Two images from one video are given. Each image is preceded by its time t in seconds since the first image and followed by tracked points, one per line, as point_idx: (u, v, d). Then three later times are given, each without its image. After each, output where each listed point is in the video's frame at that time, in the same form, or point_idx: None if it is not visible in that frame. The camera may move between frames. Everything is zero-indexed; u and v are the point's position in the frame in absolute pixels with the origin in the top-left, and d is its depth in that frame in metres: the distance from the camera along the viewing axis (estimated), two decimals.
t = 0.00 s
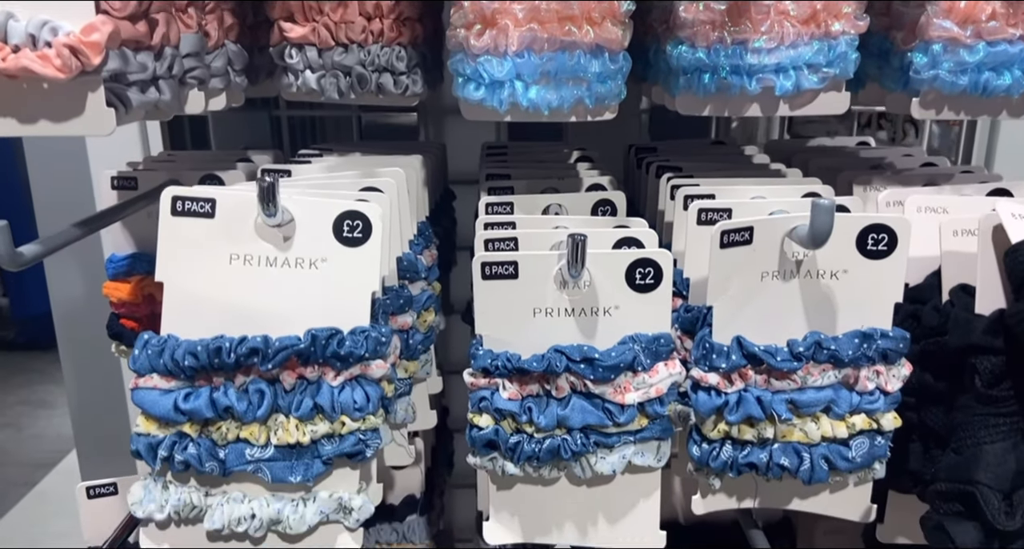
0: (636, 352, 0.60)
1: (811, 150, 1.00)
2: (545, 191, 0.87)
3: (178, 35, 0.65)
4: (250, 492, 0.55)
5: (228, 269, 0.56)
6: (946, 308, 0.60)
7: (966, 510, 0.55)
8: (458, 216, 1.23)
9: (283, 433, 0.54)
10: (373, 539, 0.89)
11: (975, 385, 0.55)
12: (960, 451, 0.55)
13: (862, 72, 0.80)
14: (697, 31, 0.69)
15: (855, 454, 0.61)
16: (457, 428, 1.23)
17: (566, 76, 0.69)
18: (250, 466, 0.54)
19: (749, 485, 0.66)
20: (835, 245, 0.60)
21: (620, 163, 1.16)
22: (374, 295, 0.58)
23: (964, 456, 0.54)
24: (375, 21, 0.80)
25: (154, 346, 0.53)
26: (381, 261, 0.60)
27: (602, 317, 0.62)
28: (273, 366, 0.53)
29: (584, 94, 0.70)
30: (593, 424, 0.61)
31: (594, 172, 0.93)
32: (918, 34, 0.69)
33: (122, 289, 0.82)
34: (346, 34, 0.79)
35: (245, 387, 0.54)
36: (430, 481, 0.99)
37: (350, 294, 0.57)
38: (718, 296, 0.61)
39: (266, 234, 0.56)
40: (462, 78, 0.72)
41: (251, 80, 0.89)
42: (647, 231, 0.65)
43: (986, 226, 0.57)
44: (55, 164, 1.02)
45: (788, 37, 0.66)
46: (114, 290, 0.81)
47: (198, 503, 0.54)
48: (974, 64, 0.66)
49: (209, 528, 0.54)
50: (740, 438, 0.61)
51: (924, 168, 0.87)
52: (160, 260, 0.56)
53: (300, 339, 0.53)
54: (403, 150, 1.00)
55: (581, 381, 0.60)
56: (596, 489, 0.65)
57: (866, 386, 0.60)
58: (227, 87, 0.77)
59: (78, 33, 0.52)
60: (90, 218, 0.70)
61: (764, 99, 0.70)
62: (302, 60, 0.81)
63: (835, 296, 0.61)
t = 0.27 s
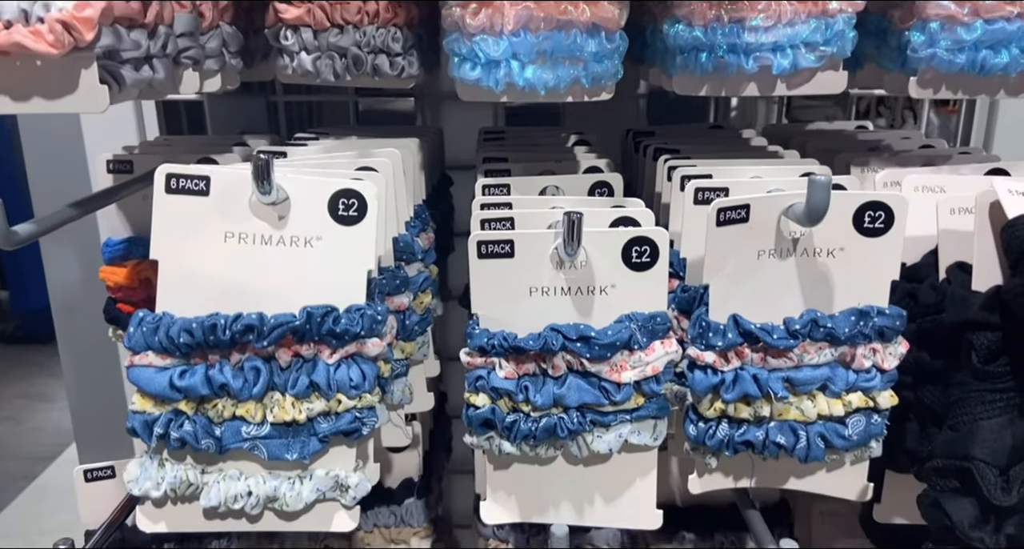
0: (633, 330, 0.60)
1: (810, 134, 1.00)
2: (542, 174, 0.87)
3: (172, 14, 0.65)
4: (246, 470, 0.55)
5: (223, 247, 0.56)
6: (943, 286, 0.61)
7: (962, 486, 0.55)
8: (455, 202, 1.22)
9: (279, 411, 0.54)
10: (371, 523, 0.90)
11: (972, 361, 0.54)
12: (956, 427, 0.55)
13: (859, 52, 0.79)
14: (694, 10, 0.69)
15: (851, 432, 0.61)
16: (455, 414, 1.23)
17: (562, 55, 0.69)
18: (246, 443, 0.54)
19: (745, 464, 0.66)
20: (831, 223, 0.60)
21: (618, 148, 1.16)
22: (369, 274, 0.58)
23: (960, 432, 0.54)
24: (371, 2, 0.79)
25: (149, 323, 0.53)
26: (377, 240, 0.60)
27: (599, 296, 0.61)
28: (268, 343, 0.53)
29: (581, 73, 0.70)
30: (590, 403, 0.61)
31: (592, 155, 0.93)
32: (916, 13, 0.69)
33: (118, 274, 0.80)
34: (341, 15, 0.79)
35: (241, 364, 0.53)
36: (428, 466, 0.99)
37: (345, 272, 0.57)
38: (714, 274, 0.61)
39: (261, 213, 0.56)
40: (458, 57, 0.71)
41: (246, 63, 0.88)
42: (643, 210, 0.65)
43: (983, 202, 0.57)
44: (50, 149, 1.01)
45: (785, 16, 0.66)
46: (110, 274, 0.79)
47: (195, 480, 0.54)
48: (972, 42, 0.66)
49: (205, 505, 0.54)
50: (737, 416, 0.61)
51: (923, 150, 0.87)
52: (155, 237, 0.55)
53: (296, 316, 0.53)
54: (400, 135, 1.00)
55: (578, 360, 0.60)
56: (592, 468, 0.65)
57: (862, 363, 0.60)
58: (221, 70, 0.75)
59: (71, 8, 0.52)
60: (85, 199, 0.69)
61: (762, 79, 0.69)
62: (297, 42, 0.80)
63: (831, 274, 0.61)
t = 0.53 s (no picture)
0: (632, 309, 0.60)
1: (811, 117, 1.00)
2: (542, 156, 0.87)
3: None
4: (247, 448, 0.55)
5: (222, 226, 0.56)
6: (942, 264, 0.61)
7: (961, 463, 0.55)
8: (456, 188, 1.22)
9: (279, 389, 0.54)
10: (373, 505, 0.90)
11: (972, 337, 0.54)
12: (955, 404, 0.55)
13: (860, 32, 0.79)
14: None
15: (851, 411, 0.61)
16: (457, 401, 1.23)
17: (562, 35, 0.68)
18: (246, 421, 0.54)
19: (745, 443, 0.66)
20: (831, 201, 0.60)
21: (618, 133, 1.15)
22: (368, 253, 0.58)
23: (959, 409, 0.54)
24: None
25: (149, 302, 0.53)
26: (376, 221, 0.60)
27: (598, 276, 0.61)
28: (268, 321, 0.53)
29: (580, 54, 0.69)
30: (589, 382, 0.61)
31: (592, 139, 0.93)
32: None
33: (119, 258, 0.81)
34: None
35: (241, 342, 0.54)
36: (430, 450, 0.99)
37: (344, 251, 0.57)
38: (714, 253, 0.61)
39: (260, 192, 0.56)
40: (456, 38, 0.70)
41: (246, 47, 0.88)
42: (642, 190, 0.65)
43: (983, 179, 0.57)
44: (50, 133, 1.01)
45: None
46: (111, 259, 0.80)
47: (195, 458, 0.54)
48: (973, 20, 0.66)
49: (206, 482, 0.54)
50: (736, 395, 0.61)
51: (925, 131, 0.86)
52: (154, 215, 0.55)
53: (295, 294, 0.53)
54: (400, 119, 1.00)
55: (577, 339, 0.61)
56: (592, 448, 0.65)
57: (862, 342, 0.60)
58: (222, 54, 0.73)
59: None
60: (85, 181, 0.69)
61: (761, 57, 0.69)
62: (297, 25, 0.79)
63: (831, 252, 0.61)
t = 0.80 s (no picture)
0: (630, 286, 0.60)
1: (813, 99, 0.99)
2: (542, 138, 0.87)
3: None
4: (247, 423, 0.56)
5: (221, 203, 0.56)
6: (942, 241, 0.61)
7: (960, 438, 0.55)
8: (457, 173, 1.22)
9: (279, 364, 0.54)
10: (374, 487, 0.90)
11: (970, 312, 0.54)
12: (954, 379, 0.55)
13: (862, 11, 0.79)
14: None
15: (849, 387, 0.61)
16: (459, 386, 1.24)
17: (561, 14, 0.68)
18: (247, 396, 0.54)
19: (743, 421, 0.66)
20: (830, 177, 0.60)
21: (619, 117, 1.15)
22: (367, 230, 0.58)
23: (958, 383, 0.54)
24: None
25: (149, 277, 0.53)
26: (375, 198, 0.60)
27: (597, 253, 0.61)
28: (267, 296, 0.53)
29: (580, 33, 0.69)
30: (588, 359, 0.61)
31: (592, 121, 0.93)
32: None
33: (121, 241, 0.81)
34: None
35: (240, 318, 0.54)
36: (431, 433, 1.00)
37: (343, 228, 0.57)
38: (713, 230, 0.61)
39: (259, 169, 0.56)
40: (455, 17, 0.70)
41: (245, 30, 0.88)
42: (641, 168, 0.65)
43: (983, 154, 0.57)
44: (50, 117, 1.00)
45: None
46: (113, 241, 0.80)
47: (196, 432, 0.55)
48: None
49: (207, 457, 0.54)
50: (735, 372, 0.61)
51: (927, 111, 0.86)
52: (153, 192, 0.56)
53: (294, 269, 0.53)
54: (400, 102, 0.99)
55: (576, 316, 0.61)
56: (592, 426, 0.66)
57: (860, 319, 0.60)
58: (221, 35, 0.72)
59: None
60: (86, 160, 0.70)
61: (761, 36, 0.69)
62: (296, 6, 0.79)
63: (830, 229, 0.61)
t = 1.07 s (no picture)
0: (630, 255, 0.60)
1: (816, 74, 0.98)
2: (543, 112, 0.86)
3: None
4: (246, 389, 0.56)
5: (219, 170, 0.56)
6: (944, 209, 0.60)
7: (960, 404, 0.55)
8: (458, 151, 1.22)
9: (278, 331, 0.54)
10: (375, 461, 0.91)
11: (971, 279, 0.54)
12: (955, 345, 0.54)
13: None
14: None
15: (849, 356, 0.61)
16: (460, 364, 1.24)
17: None
18: (246, 363, 0.54)
19: (743, 391, 0.66)
20: (831, 145, 0.60)
21: (621, 93, 1.14)
22: (365, 198, 0.58)
23: (958, 349, 0.54)
24: None
25: (147, 243, 0.53)
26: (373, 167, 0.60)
27: (596, 222, 0.61)
28: (266, 262, 0.53)
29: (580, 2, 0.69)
30: (587, 328, 0.61)
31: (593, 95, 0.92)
32: None
33: (122, 216, 0.80)
34: None
35: (239, 284, 0.54)
36: (432, 409, 1.00)
37: (341, 195, 0.56)
38: (713, 198, 0.61)
39: (257, 135, 0.56)
40: None
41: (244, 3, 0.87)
42: (642, 137, 0.64)
43: (986, 120, 0.56)
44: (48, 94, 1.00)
45: None
46: (113, 217, 0.80)
47: (195, 398, 0.55)
48: None
49: (207, 422, 0.55)
50: (734, 341, 0.61)
51: (930, 84, 0.85)
52: (151, 159, 0.55)
53: (292, 235, 0.53)
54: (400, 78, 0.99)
55: (575, 285, 0.61)
56: (591, 396, 0.66)
57: (861, 287, 0.60)
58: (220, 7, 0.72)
59: None
60: (85, 131, 0.70)
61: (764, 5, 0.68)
62: None
63: (831, 197, 0.61)
